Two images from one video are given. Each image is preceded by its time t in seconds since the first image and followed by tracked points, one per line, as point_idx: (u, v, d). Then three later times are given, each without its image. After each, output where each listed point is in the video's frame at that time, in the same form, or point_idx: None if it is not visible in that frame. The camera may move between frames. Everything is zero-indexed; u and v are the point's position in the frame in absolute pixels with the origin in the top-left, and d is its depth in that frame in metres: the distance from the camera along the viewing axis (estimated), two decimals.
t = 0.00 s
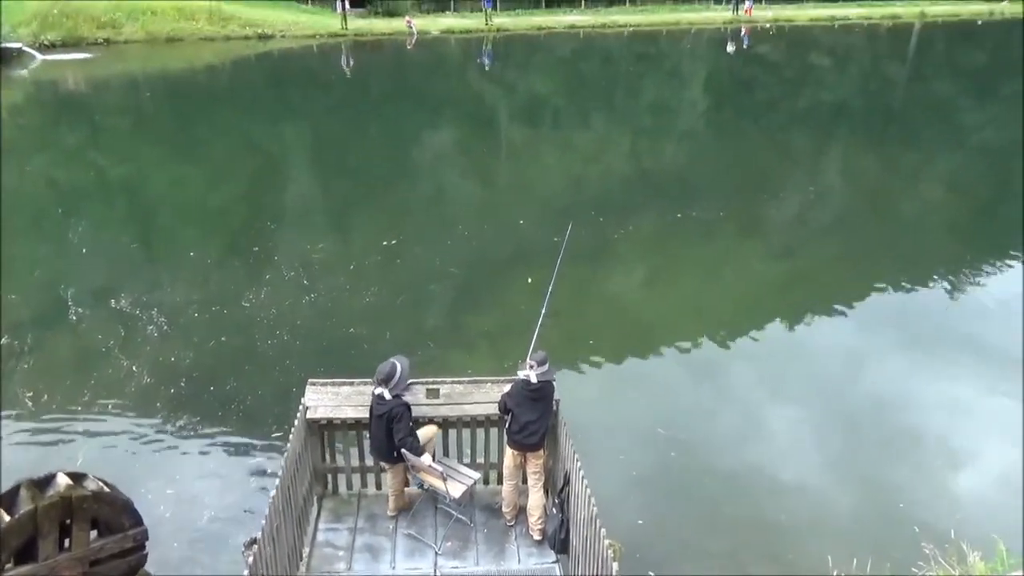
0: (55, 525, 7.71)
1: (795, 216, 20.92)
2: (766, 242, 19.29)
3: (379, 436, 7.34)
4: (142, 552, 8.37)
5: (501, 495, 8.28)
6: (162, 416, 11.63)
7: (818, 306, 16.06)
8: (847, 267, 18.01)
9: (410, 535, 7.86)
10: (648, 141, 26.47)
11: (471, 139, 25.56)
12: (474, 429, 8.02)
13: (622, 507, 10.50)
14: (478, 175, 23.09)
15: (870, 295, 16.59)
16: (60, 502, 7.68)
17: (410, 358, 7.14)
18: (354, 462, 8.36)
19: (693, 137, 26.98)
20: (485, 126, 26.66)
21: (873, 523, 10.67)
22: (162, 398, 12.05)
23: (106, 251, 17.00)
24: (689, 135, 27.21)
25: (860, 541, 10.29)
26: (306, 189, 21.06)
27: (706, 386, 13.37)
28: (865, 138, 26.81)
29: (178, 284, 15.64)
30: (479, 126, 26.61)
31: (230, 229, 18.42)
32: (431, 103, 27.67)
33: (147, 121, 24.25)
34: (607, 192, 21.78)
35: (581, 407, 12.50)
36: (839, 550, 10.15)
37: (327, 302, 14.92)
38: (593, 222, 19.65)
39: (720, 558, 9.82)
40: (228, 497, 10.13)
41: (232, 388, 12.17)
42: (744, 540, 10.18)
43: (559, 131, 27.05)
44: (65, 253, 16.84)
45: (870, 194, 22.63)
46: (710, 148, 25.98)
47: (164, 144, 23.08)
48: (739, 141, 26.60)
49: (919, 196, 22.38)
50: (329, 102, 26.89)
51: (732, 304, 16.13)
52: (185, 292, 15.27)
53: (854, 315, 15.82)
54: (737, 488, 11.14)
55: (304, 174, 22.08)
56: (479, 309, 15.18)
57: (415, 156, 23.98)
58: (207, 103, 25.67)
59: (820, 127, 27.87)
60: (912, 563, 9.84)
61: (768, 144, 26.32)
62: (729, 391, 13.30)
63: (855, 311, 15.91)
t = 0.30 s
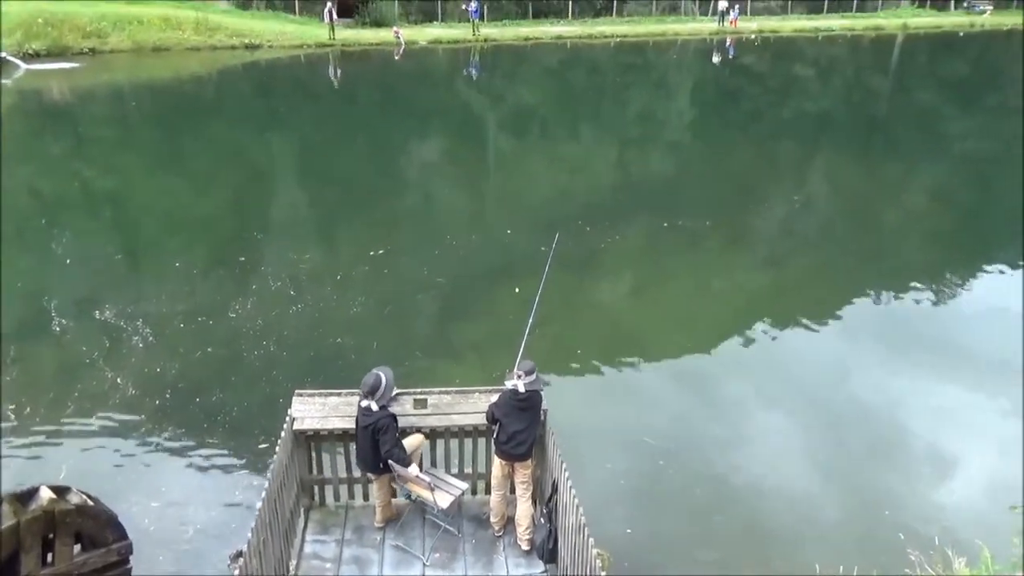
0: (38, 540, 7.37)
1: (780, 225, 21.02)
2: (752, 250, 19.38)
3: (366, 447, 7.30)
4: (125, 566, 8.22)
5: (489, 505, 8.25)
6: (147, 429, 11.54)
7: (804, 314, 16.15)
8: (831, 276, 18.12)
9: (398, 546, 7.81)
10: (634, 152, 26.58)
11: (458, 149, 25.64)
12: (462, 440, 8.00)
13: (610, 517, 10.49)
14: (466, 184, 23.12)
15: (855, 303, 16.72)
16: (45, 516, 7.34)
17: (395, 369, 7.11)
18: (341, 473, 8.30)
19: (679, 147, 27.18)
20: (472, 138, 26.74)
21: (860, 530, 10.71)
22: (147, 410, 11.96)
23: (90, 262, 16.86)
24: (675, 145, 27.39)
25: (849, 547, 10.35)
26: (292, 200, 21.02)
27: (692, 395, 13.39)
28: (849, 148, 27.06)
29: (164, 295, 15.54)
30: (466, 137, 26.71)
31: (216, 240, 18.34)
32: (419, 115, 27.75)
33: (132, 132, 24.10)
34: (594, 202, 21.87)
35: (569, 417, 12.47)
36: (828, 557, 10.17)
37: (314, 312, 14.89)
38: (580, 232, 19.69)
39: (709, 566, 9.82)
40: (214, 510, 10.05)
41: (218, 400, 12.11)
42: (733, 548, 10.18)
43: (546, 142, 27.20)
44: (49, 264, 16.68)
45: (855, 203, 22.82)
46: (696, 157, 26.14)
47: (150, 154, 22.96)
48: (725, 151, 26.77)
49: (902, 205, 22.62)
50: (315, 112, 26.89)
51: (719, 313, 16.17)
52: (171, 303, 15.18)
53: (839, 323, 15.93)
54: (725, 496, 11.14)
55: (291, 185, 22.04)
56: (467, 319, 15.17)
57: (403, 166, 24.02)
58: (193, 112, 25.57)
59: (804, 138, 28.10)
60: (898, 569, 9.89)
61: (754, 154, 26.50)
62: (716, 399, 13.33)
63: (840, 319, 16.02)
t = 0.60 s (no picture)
0: (22, 553, 7.34)
1: (768, 231, 21.11)
2: (739, 257, 19.47)
3: (353, 456, 7.26)
4: None
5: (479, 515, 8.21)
6: (133, 439, 11.46)
7: (792, 320, 16.23)
8: (819, 283, 18.21)
9: (387, 557, 7.77)
10: (623, 161, 26.69)
11: (448, 157, 25.71)
12: (452, 448, 7.98)
13: (600, 527, 10.48)
14: (455, 192, 23.15)
15: (843, 309, 16.82)
16: (29, 529, 7.31)
17: (380, 379, 7.08)
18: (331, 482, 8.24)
19: (667, 154, 27.38)
20: (461, 146, 26.80)
21: (850, 539, 10.73)
22: (134, 420, 11.87)
23: (77, 271, 16.73)
24: (663, 152, 27.54)
25: (838, 554, 10.40)
26: (281, 208, 21.01)
27: (681, 402, 13.39)
28: (835, 155, 27.28)
29: (151, 304, 15.46)
30: (455, 145, 26.81)
31: (204, 248, 18.28)
32: (408, 124, 27.84)
33: (119, 139, 23.93)
34: (583, 209, 21.95)
35: (558, 426, 12.44)
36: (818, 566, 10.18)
37: (302, 322, 14.90)
38: (569, 240, 19.72)
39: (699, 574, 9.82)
40: (201, 521, 9.97)
41: (207, 410, 12.07)
42: (724, 556, 10.17)
43: (535, 150, 27.33)
44: (35, 273, 16.54)
45: (842, 210, 22.97)
46: (684, 165, 26.28)
47: (137, 162, 22.80)
48: (713, 159, 26.92)
49: (889, 212, 22.80)
50: (304, 121, 26.91)
51: (709, 320, 16.20)
52: (159, 312, 15.12)
53: (827, 329, 16.02)
54: (714, 504, 11.14)
55: (280, 193, 22.01)
56: (457, 327, 15.16)
57: (392, 173, 24.06)
58: (181, 120, 25.49)
59: (791, 146, 28.29)
60: None
61: (741, 161, 26.66)
62: (704, 406, 13.37)
63: (828, 325, 16.12)
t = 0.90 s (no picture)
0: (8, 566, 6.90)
1: (758, 238, 21.18)
2: (728, 264, 19.55)
3: (342, 465, 7.23)
4: None
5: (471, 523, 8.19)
6: (122, 448, 11.37)
7: (782, 327, 16.30)
8: (808, 289, 18.29)
9: (378, 566, 7.73)
10: (612, 168, 26.78)
11: (438, 165, 25.75)
12: (443, 456, 7.96)
13: (592, 534, 10.45)
14: (445, 200, 23.19)
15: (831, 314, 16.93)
16: (16, 540, 6.90)
17: (367, 387, 7.09)
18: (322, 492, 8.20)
19: (657, 162, 27.50)
20: (452, 154, 26.85)
21: (841, 544, 10.75)
22: (123, 430, 11.78)
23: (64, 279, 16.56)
24: (653, 160, 27.66)
25: (830, 560, 10.40)
26: (271, 216, 20.97)
27: (673, 409, 13.40)
28: (823, 163, 27.48)
29: (140, 312, 15.38)
30: (446, 153, 26.85)
31: (193, 256, 18.19)
32: (398, 133, 27.89)
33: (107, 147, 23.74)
34: (575, 217, 22.03)
35: (550, 433, 12.41)
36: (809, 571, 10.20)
37: (292, 330, 14.87)
38: (559, 248, 19.75)
39: None
40: (191, 530, 9.93)
41: (196, 419, 12.02)
42: (716, 564, 10.17)
43: (525, 157, 27.40)
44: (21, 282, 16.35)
45: (831, 217, 23.11)
46: (674, 172, 26.39)
47: (125, 169, 22.63)
48: (702, 167, 27.05)
49: (876, 218, 22.96)
50: (293, 130, 26.90)
51: (700, 327, 16.22)
52: (148, 321, 15.02)
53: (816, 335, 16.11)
54: (706, 511, 11.14)
55: (271, 201, 21.96)
56: (447, 335, 15.17)
57: (383, 181, 24.09)
58: (170, 128, 25.35)
59: (780, 153, 28.47)
60: None
61: (730, 169, 26.79)
62: (696, 413, 13.36)
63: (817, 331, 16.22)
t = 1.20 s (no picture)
0: None
1: (749, 241, 21.24)
2: (719, 267, 19.62)
3: (330, 472, 7.19)
4: None
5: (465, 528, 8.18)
6: (112, 455, 11.30)
7: (774, 329, 16.35)
8: (798, 292, 18.35)
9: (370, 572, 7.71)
10: (604, 172, 26.84)
11: (429, 169, 25.74)
12: (435, 462, 7.93)
13: (585, 538, 10.44)
14: (437, 204, 23.20)
15: (822, 317, 17.02)
16: (5, 549, 6.87)
17: (358, 393, 7.07)
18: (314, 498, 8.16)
19: (648, 166, 27.57)
20: (443, 158, 26.87)
21: (832, 547, 10.77)
22: (113, 437, 11.70)
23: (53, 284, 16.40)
24: (644, 163, 27.74)
25: (821, 562, 10.43)
26: (262, 220, 20.90)
27: (665, 412, 13.41)
28: (813, 166, 27.60)
29: (130, 318, 15.28)
30: (437, 157, 26.85)
31: (184, 262, 18.10)
32: (390, 138, 27.90)
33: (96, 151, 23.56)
34: (568, 221, 22.06)
35: (543, 437, 12.40)
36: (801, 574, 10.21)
37: (283, 335, 14.83)
38: (550, 252, 19.75)
39: None
40: (184, 537, 9.90)
41: (187, 426, 11.97)
42: (708, 567, 10.17)
43: (516, 162, 27.43)
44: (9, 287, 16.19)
45: (821, 220, 23.21)
46: (665, 176, 26.46)
47: (115, 173, 22.47)
48: (693, 170, 27.13)
49: (866, 221, 23.07)
50: (284, 135, 26.84)
51: (692, 330, 16.25)
52: (138, 327, 14.94)
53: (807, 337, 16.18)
54: (699, 514, 11.14)
55: (262, 206, 21.91)
56: (439, 339, 15.15)
57: (375, 186, 24.08)
58: (160, 131, 25.20)
59: (770, 156, 28.58)
60: None
61: (720, 172, 26.87)
62: (689, 417, 13.38)
63: (809, 334, 16.28)
